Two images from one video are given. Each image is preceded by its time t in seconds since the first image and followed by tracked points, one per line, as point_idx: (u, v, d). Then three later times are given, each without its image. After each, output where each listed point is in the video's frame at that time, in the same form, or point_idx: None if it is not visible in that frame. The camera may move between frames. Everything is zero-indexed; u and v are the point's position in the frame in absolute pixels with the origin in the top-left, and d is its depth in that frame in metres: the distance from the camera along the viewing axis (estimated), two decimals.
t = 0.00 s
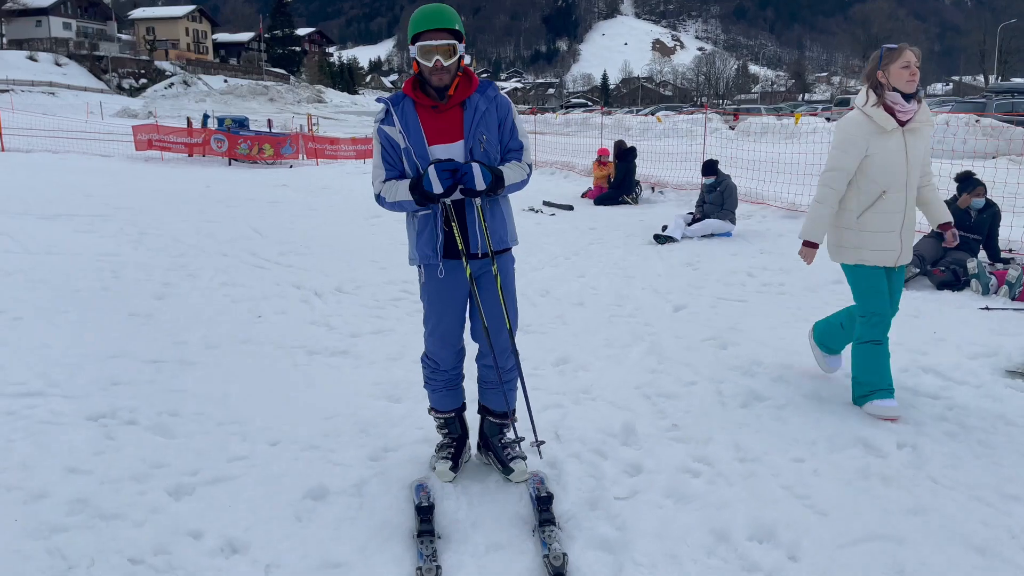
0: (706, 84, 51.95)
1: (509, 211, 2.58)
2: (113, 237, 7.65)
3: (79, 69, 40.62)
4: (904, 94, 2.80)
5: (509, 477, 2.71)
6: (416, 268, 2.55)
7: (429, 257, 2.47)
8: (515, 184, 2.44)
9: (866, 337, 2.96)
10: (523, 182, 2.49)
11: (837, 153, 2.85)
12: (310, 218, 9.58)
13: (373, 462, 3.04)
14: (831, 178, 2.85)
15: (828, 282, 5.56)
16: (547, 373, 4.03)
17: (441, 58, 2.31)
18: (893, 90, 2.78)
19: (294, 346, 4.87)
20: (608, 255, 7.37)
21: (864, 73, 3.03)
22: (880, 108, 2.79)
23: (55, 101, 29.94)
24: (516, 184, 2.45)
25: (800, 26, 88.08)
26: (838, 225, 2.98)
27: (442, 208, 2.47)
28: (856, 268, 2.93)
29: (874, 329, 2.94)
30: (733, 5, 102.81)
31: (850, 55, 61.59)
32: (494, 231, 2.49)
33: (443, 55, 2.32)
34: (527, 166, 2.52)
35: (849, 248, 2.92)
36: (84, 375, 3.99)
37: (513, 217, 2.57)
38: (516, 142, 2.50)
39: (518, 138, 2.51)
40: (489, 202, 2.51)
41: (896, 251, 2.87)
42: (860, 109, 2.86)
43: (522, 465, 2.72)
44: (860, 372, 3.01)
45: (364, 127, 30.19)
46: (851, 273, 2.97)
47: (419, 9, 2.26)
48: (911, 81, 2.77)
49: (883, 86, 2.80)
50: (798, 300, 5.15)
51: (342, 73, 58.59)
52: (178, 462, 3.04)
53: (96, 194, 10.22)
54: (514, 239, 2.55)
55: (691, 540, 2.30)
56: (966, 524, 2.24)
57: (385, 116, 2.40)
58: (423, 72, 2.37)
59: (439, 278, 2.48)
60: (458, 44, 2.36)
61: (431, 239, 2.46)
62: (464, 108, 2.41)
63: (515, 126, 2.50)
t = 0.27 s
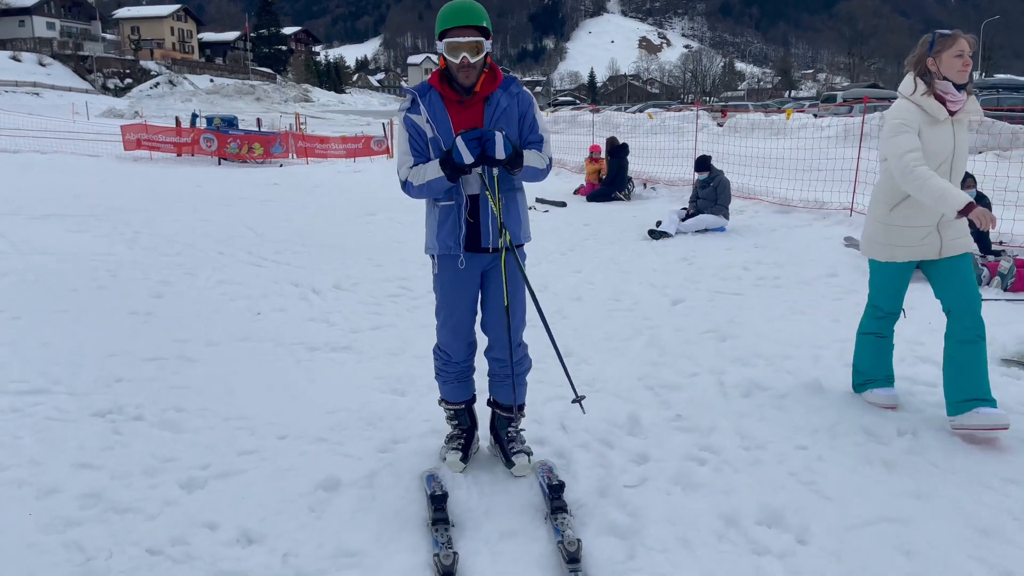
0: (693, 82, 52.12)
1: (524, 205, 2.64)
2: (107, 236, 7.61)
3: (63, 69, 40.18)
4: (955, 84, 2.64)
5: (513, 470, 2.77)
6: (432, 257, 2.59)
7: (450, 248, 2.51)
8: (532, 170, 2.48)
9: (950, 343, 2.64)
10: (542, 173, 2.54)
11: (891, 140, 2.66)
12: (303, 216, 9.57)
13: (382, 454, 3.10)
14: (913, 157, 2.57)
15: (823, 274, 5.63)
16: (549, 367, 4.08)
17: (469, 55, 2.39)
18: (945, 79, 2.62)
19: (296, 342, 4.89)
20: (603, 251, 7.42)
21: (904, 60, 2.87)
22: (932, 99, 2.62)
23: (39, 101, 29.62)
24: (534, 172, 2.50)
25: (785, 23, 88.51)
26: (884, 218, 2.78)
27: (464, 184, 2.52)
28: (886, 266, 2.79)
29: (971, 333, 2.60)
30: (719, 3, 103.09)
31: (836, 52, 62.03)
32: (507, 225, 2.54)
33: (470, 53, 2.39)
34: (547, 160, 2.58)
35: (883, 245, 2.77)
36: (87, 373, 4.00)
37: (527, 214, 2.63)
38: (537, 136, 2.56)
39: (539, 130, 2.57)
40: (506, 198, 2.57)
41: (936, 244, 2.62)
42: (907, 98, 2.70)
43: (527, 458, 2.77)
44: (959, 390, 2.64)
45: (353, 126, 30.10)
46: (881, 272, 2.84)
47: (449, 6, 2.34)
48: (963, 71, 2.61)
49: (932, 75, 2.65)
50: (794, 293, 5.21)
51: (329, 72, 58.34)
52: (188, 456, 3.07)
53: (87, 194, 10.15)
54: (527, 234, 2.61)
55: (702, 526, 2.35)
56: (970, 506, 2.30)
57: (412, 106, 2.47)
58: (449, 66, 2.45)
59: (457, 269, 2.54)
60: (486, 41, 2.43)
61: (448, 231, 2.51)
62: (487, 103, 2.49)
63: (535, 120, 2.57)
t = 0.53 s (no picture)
0: (672, 86, 52.55)
1: (530, 214, 2.70)
2: (88, 243, 7.50)
3: (39, 76, 39.67)
4: (1016, 84, 2.40)
5: (513, 472, 2.78)
6: (437, 252, 2.66)
7: (457, 245, 2.58)
8: (541, 161, 2.53)
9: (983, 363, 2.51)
10: (553, 173, 2.61)
11: (946, 143, 2.40)
12: (288, 221, 9.51)
13: (380, 458, 3.11)
14: (960, 170, 2.36)
15: (810, 274, 5.70)
16: (544, 369, 4.08)
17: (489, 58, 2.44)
18: (1006, 80, 2.38)
19: (286, 348, 4.85)
20: (590, 254, 7.46)
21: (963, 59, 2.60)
22: (992, 99, 2.37)
23: (13, 107, 29.19)
24: (543, 166, 2.56)
25: (762, 27, 89.50)
26: (943, 234, 2.49)
27: (470, 171, 2.58)
28: (949, 289, 2.48)
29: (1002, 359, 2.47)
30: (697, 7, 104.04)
31: (811, 55, 62.96)
32: (508, 230, 2.58)
33: (491, 56, 2.45)
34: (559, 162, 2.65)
35: (947, 263, 2.45)
36: (73, 381, 3.93)
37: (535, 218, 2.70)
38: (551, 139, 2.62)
39: (553, 129, 2.61)
40: (514, 201, 2.62)
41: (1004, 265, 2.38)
42: (964, 101, 2.43)
43: (526, 461, 2.78)
44: (971, 411, 2.60)
45: (334, 131, 29.97)
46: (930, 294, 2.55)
47: (474, 8, 2.36)
48: None
49: (994, 75, 2.40)
50: (781, 294, 5.26)
51: (308, 78, 58.15)
52: (181, 463, 3.04)
53: (66, 200, 10.00)
54: (531, 239, 2.67)
55: (704, 526, 2.36)
56: (966, 502, 2.33)
57: (430, 98, 2.51)
58: (470, 67, 2.52)
59: (460, 268, 2.61)
60: (508, 44, 2.45)
61: (454, 226, 2.59)
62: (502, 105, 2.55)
63: (552, 123, 2.61)
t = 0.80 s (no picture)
0: (647, 100, 53.02)
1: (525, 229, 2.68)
2: (63, 265, 7.34)
3: (9, 96, 39.07)
4: None
5: (509, 493, 2.73)
6: (430, 265, 2.64)
7: (451, 260, 2.57)
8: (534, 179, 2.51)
9: (977, 373, 2.46)
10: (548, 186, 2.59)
11: (992, 154, 2.21)
12: (268, 240, 9.38)
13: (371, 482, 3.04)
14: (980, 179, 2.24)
15: (795, 286, 5.73)
16: (535, 386, 4.03)
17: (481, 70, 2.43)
18: None
19: (271, 370, 4.74)
20: (575, 268, 7.45)
21: None
22: None
23: None
24: (534, 176, 2.53)
25: (734, 42, 90.84)
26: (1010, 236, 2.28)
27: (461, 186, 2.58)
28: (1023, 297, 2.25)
29: (1001, 363, 2.41)
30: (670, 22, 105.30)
31: (782, 70, 64.24)
32: (502, 247, 2.56)
33: (483, 69, 2.45)
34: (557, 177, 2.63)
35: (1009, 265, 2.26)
36: (52, 407, 3.80)
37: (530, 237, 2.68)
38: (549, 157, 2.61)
39: (546, 142, 2.58)
40: (508, 216, 2.60)
41: None
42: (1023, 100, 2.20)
43: (522, 482, 2.75)
44: (968, 425, 2.56)
45: (311, 149, 29.80)
46: (1002, 300, 2.33)
47: (467, 21, 2.36)
48: None
49: None
50: (767, 305, 5.28)
51: (284, 96, 57.91)
52: (166, 491, 2.94)
53: (39, 222, 9.78)
54: (528, 255, 2.65)
55: (708, 546, 2.33)
56: (967, 515, 2.33)
57: (422, 110, 2.49)
58: (462, 80, 2.53)
59: (451, 286, 2.60)
60: (500, 58, 2.47)
61: (446, 242, 2.58)
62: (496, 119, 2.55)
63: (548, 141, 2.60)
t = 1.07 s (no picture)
0: (626, 117, 53.41)
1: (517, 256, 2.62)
2: (41, 290, 7.17)
3: None
4: None
5: (509, 525, 2.66)
6: (423, 300, 2.60)
7: (442, 294, 2.51)
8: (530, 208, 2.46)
9: None
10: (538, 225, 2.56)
11: None
12: (251, 261, 9.25)
13: (367, 514, 2.94)
14: None
15: (785, 302, 5.73)
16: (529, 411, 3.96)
17: (463, 92, 2.40)
18: None
19: (258, 396, 4.62)
20: (563, 285, 7.42)
21: None
22: None
23: None
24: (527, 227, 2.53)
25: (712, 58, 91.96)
26: None
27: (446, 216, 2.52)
28: None
29: None
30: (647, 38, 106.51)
31: (758, 86, 65.08)
32: (494, 276, 2.52)
33: (465, 90, 2.41)
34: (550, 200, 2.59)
35: None
36: (32, 439, 3.68)
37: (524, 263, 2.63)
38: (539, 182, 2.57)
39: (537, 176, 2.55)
40: (500, 243, 2.56)
41: None
42: None
43: (523, 513, 2.68)
44: (1003, 441, 2.38)
45: (291, 167, 29.63)
46: None
47: (448, 42, 2.38)
48: None
49: None
50: (759, 322, 5.27)
51: (263, 115, 57.73)
52: (152, 527, 2.84)
53: (15, 246, 9.58)
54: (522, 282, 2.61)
55: None
56: (983, 542, 2.27)
57: (403, 142, 2.47)
58: (444, 103, 2.47)
59: (443, 318, 2.53)
60: (482, 78, 2.45)
61: (436, 274, 2.53)
62: (483, 146, 2.50)
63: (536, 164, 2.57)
